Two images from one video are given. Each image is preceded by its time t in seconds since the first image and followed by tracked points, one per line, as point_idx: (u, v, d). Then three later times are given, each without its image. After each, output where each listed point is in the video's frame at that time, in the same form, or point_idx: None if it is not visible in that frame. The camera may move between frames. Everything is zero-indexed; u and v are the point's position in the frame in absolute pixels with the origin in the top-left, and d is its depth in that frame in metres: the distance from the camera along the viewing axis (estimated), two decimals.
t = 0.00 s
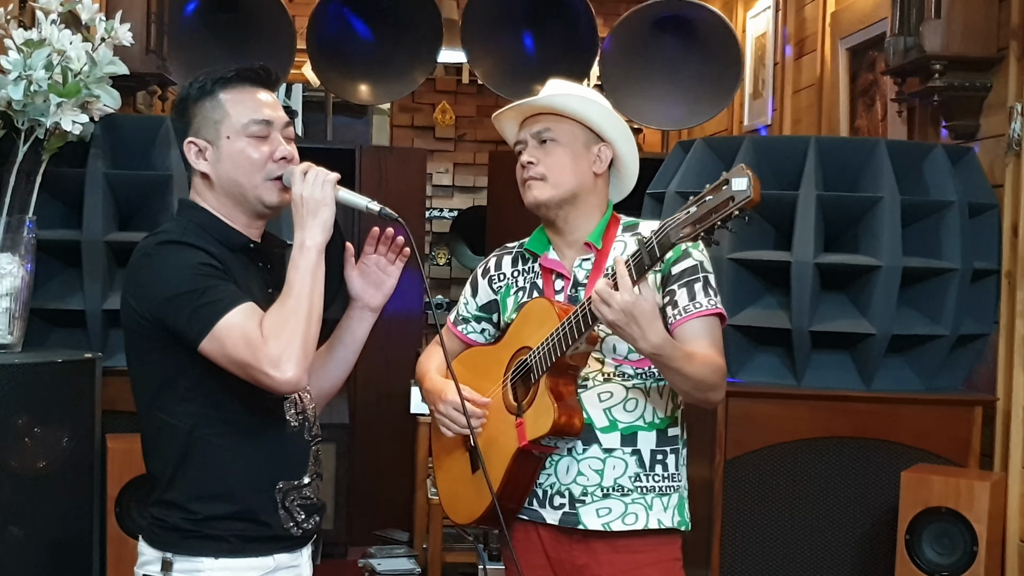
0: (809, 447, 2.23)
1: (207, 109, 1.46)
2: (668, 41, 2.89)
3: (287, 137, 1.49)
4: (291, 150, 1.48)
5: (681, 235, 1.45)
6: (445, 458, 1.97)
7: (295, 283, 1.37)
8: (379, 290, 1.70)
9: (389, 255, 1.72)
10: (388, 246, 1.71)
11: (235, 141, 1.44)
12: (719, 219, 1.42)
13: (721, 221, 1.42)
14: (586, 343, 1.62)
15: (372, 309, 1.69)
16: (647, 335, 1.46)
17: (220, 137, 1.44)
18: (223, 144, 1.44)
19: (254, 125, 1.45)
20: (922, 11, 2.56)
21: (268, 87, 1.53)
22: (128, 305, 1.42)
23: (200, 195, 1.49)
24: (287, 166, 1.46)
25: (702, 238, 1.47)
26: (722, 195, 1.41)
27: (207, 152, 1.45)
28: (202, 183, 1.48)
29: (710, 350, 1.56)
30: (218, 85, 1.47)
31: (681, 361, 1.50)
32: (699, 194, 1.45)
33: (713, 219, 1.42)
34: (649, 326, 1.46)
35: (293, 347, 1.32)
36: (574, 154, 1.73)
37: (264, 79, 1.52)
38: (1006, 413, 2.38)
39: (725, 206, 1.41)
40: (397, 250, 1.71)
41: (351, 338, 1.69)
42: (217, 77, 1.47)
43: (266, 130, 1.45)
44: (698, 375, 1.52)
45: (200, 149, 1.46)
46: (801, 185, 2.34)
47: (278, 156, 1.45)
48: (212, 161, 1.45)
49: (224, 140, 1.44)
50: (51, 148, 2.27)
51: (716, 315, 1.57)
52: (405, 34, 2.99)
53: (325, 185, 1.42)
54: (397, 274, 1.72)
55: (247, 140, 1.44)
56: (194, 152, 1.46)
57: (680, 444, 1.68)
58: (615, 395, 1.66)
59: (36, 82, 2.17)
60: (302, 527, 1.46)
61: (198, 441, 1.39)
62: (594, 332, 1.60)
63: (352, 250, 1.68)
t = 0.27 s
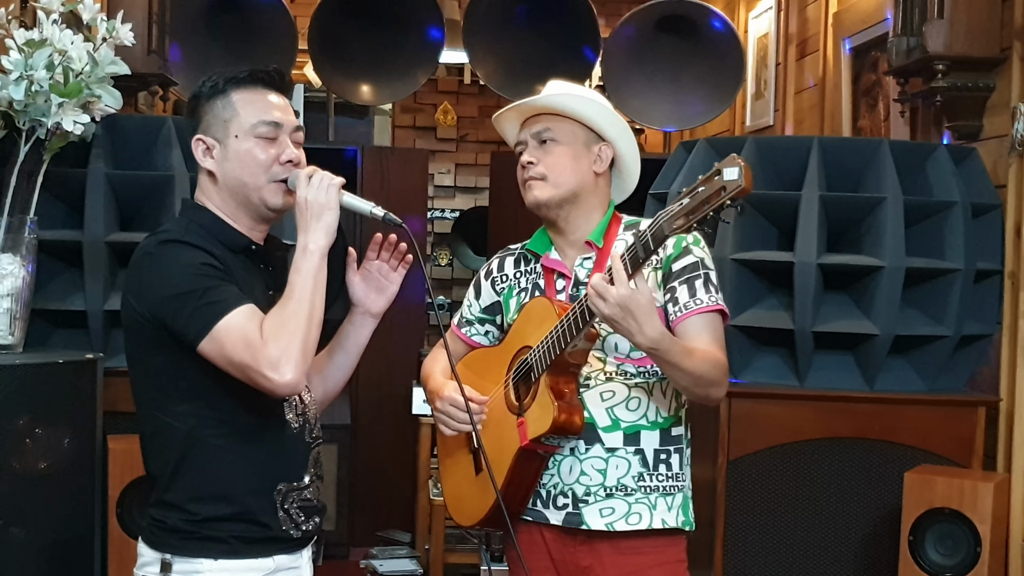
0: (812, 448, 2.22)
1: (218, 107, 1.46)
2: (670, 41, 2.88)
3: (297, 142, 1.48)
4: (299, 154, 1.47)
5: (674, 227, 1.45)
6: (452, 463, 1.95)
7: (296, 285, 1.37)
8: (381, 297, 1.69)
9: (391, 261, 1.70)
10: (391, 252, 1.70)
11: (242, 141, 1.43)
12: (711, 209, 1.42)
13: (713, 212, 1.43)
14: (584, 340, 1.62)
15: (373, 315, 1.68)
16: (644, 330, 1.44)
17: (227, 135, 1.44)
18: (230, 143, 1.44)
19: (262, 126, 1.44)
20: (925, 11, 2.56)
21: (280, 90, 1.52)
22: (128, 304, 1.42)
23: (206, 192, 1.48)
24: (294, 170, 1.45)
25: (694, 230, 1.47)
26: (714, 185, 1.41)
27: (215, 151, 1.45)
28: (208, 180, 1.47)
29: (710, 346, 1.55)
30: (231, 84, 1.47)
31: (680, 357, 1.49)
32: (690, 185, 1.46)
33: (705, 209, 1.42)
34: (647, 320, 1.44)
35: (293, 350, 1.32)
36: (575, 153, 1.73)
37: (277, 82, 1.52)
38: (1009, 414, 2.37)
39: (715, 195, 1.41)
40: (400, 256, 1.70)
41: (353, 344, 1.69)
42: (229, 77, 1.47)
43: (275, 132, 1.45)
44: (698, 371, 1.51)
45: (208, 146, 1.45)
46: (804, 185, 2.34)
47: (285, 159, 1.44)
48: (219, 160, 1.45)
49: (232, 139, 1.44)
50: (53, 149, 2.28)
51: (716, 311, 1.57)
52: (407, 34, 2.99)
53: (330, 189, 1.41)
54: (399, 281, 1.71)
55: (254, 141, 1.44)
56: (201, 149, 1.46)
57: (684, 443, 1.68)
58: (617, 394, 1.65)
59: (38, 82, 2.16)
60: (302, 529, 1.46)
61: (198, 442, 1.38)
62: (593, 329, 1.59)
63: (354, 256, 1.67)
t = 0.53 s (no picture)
0: (812, 449, 2.22)
1: (222, 106, 1.45)
2: (670, 41, 2.88)
3: (300, 144, 1.48)
4: (301, 155, 1.47)
5: (664, 232, 1.44)
6: (455, 464, 1.95)
7: (296, 288, 1.36)
8: (380, 301, 1.69)
9: (391, 264, 1.70)
10: (391, 255, 1.70)
11: (244, 140, 1.43)
12: (699, 214, 1.40)
13: (701, 216, 1.40)
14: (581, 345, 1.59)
15: (372, 318, 1.68)
16: (638, 334, 1.44)
17: (230, 135, 1.44)
18: (232, 142, 1.43)
19: (265, 127, 1.44)
20: (925, 11, 2.55)
21: (285, 91, 1.52)
22: (127, 305, 1.41)
23: (206, 191, 1.48)
24: (295, 170, 1.45)
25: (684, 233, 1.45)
26: (701, 189, 1.39)
27: (216, 150, 1.45)
28: (209, 178, 1.47)
29: (708, 346, 1.55)
30: (235, 84, 1.47)
31: (675, 359, 1.49)
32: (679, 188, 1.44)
33: (693, 214, 1.40)
34: (641, 324, 1.44)
35: (292, 353, 1.32)
36: (569, 153, 1.72)
37: (282, 83, 1.51)
38: (1010, 414, 2.37)
39: (703, 199, 1.39)
40: (399, 259, 1.69)
41: (351, 347, 1.68)
42: (233, 77, 1.47)
43: (277, 133, 1.45)
44: (694, 373, 1.51)
45: (210, 145, 1.45)
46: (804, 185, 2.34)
47: (286, 160, 1.44)
48: (220, 159, 1.44)
49: (234, 139, 1.43)
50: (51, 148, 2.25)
51: (715, 311, 1.56)
52: (406, 34, 2.99)
53: (331, 192, 1.40)
54: (399, 283, 1.71)
55: (256, 142, 1.43)
56: (203, 148, 1.46)
57: (685, 443, 1.67)
58: (617, 396, 1.65)
59: (36, 82, 2.16)
60: (300, 530, 1.45)
61: (196, 442, 1.38)
62: (588, 335, 1.58)
63: (354, 259, 1.67)
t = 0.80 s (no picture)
0: (813, 450, 2.22)
1: (222, 106, 1.45)
2: (670, 41, 2.88)
3: (300, 143, 1.48)
4: (301, 155, 1.46)
5: (653, 265, 1.39)
6: (461, 465, 1.96)
7: (297, 288, 1.36)
8: (380, 302, 1.69)
9: (392, 265, 1.69)
10: (391, 256, 1.68)
11: (244, 140, 1.43)
12: (686, 249, 1.33)
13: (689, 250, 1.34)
14: (579, 362, 1.57)
15: (372, 319, 1.68)
16: (631, 360, 1.42)
17: (230, 134, 1.43)
18: (233, 142, 1.43)
19: (265, 127, 1.44)
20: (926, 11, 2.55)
21: (285, 91, 1.51)
22: (127, 305, 1.41)
23: (207, 191, 1.47)
24: (295, 170, 1.44)
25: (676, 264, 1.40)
26: (688, 224, 1.32)
27: (216, 149, 1.44)
28: (209, 177, 1.46)
29: (706, 360, 1.55)
30: (235, 84, 1.46)
31: (670, 380, 1.48)
32: (670, 220, 1.37)
33: (680, 248, 1.34)
34: (632, 350, 1.42)
35: (294, 354, 1.31)
36: (562, 160, 1.71)
37: (282, 83, 1.51)
38: (1011, 415, 2.37)
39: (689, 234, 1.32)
40: (400, 259, 1.68)
41: (351, 348, 1.68)
42: (233, 77, 1.46)
43: (277, 133, 1.44)
44: (690, 391, 1.50)
45: (210, 145, 1.45)
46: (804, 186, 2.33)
47: (287, 159, 1.44)
48: (221, 158, 1.44)
49: (235, 138, 1.43)
50: (50, 148, 2.24)
51: (713, 321, 1.56)
52: (406, 33, 2.98)
53: (332, 191, 1.40)
54: (400, 284, 1.70)
55: (256, 141, 1.43)
56: (202, 147, 1.45)
57: (686, 447, 1.67)
58: (616, 407, 1.64)
59: (35, 82, 2.16)
60: (301, 531, 1.45)
61: (196, 444, 1.37)
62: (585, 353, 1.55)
63: (355, 260, 1.67)
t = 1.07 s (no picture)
0: (817, 449, 2.21)
1: (224, 104, 1.44)
2: (672, 40, 2.87)
3: (301, 140, 1.48)
4: (304, 152, 1.46)
5: (641, 299, 1.39)
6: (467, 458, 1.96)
7: (301, 287, 1.35)
8: (383, 301, 1.68)
9: (395, 264, 1.69)
10: (394, 255, 1.69)
11: (248, 139, 1.42)
12: (673, 288, 1.34)
13: (677, 289, 1.35)
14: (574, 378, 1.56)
15: (376, 318, 1.68)
16: (622, 387, 1.43)
17: (233, 132, 1.43)
18: (236, 140, 1.42)
19: (268, 124, 1.43)
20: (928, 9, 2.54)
21: (286, 88, 1.51)
22: (130, 304, 1.40)
23: (210, 190, 1.47)
24: (299, 168, 1.44)
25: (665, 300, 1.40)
26: (676, 264, 1.33)
27: (219, 148, 1.44)
28: (212, 176, 1.46)
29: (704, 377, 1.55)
30: (236, 82, 1.45)
31: (662, 401, 1.48)
32: (662, 256, 1.38)
33: (668, 287, 1.35)
34: (623, 377, 1.43)
35: (298, 353, 1.31)
36: (568, 172, 1.71)
37: (283, 80, 1.50)
38: (1014, 414, 2.36)
39: (676, 273, 1.33)
40: (403, 259, 1.69)
41: (354, 347, 1.68)
42: (234, 74, 1.45)
43: (281, 131, 1.44)
44: (682, 412, 1.49)
45: (212, 144, 1.44)
46: (807, 185, 2.33)
47: (290, 157, 1.43)
48: (224, 157, 1.43)
49: (238, 136, 1.42)
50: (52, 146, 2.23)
51: (715, 335, 1.55)
52: (407, 32, 2.98)
53: (337, 188, 1.40)
54: (403, 283, 1.69)
55: (259, 139, 1.43)
56: (205, 146, 1.44)
57: (687, 453, 1.66)
58: (613, 415, 1.62)
59: (37, 80, 2.15)
60: (305, 531, 1.45)
61: (199, 443, 1.37)
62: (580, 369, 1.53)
63: (357, 259, 1.66)
